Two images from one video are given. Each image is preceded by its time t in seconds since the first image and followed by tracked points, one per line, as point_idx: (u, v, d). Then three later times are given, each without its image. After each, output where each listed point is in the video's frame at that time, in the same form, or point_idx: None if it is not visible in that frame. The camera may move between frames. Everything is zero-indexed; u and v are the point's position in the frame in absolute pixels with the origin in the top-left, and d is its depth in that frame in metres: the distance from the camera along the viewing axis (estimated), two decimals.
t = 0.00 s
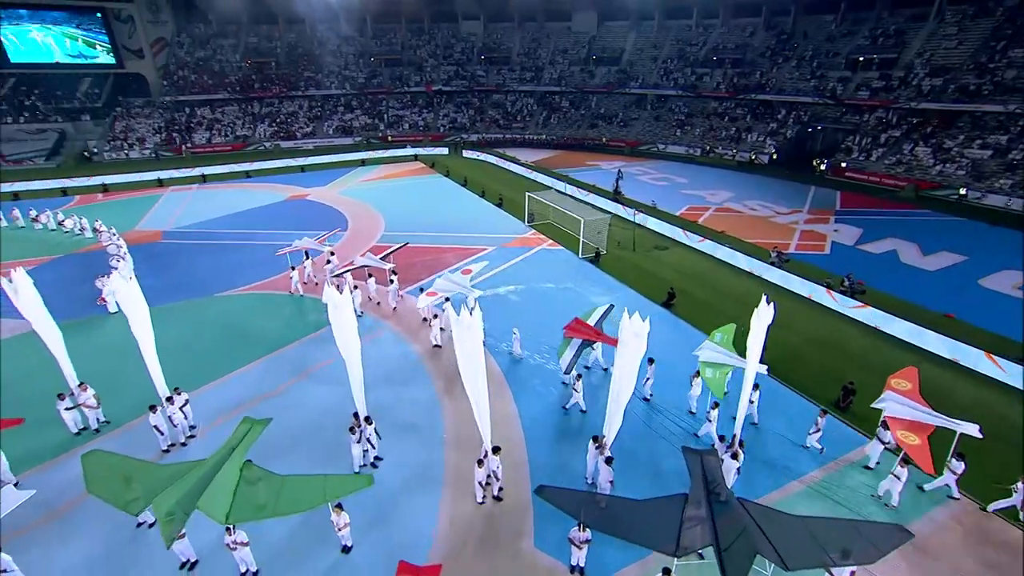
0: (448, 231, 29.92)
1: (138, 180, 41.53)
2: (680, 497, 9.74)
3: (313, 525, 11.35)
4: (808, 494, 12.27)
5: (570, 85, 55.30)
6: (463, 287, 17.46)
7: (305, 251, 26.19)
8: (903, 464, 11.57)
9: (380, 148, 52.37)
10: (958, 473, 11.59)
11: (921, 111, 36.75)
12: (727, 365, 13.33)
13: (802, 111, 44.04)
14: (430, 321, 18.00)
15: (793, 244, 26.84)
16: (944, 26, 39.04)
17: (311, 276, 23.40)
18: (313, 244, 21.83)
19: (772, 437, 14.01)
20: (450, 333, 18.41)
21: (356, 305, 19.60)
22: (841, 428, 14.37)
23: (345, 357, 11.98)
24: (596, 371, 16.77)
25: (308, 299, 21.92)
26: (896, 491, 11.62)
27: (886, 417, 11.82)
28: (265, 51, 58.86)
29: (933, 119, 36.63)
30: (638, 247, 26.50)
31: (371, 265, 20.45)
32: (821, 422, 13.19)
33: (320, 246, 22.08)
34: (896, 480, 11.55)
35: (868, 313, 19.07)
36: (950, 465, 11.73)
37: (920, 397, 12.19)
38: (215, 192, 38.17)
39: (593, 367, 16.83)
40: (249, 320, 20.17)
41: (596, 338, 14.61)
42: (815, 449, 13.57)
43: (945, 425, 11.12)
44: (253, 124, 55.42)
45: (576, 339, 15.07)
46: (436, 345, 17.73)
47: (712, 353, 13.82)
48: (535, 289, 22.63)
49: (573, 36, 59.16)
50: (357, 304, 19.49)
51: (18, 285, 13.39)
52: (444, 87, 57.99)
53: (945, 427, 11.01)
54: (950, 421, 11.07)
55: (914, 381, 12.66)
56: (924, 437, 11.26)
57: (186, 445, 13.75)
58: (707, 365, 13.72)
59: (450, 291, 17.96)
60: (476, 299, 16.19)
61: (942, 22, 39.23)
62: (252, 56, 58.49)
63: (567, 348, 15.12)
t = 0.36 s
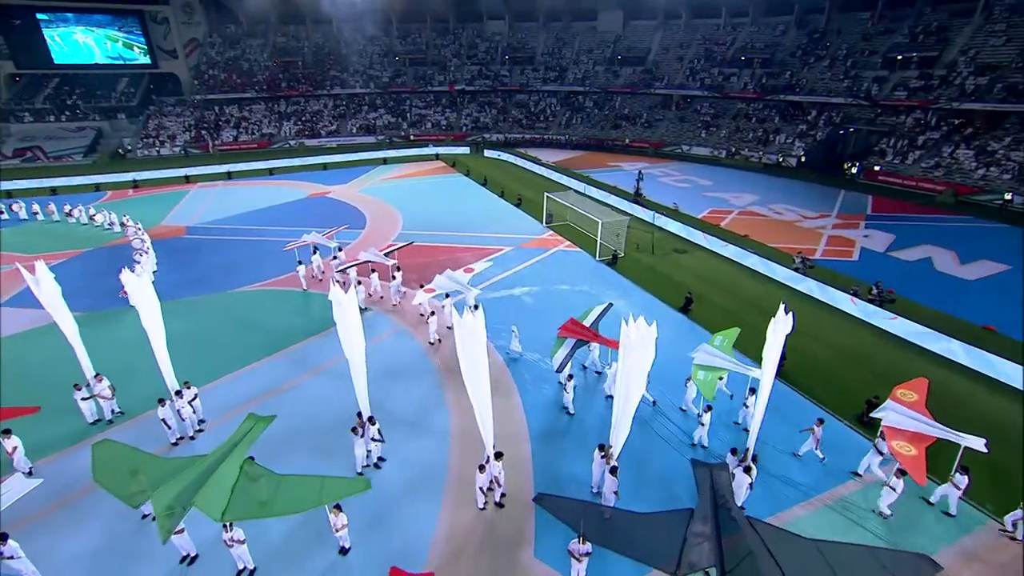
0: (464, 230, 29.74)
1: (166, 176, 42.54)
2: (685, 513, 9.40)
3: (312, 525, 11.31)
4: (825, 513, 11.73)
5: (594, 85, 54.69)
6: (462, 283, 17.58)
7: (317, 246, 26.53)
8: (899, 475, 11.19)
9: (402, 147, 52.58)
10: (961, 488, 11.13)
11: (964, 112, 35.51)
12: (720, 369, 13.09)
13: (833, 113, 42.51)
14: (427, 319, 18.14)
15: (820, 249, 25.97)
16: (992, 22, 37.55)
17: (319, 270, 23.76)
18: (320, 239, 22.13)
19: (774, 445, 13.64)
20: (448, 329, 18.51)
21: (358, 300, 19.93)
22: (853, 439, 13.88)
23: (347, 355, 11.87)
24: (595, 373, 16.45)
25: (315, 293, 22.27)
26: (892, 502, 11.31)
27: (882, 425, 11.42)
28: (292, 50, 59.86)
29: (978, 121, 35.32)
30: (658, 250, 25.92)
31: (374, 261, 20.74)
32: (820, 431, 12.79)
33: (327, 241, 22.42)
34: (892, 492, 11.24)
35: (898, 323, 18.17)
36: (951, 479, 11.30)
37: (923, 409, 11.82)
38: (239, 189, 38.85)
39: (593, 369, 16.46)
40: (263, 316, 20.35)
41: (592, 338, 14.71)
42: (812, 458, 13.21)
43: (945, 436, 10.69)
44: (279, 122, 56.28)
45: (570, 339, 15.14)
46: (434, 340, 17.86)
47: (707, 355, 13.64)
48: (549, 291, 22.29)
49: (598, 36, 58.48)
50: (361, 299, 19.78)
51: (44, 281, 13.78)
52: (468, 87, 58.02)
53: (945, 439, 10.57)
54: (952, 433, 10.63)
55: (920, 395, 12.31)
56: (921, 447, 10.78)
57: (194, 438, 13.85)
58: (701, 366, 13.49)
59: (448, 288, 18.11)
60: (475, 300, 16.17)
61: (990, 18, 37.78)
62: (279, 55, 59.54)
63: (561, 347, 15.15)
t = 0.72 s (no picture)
0: (481, 230, 29.53)
1: (194, 173, 43.49)
2: (692, 529, 9.00)
3: (312, 526, 11.23)
4: (843, 535, 11.16)
5: (618, 85, 54.01)
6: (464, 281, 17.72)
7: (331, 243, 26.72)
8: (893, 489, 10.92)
9: (424, 146, 52.68)
10: (962, 503, 10.81)
11: (1009, 114, 34.04)
12: (718, 373, 12.79)
13: (867, 114, 41.11)
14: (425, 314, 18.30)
15: (848, 256, 25.00)
16: None
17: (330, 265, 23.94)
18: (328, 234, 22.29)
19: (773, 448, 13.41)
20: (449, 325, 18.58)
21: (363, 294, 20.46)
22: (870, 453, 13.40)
23: (352, 354, 11.73)
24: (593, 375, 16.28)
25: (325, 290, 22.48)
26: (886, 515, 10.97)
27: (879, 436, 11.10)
28: (319, 50, 60.67)
29: None
30: (678, 254, 25.30)
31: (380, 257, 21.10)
32: (816, 440, 12.47)
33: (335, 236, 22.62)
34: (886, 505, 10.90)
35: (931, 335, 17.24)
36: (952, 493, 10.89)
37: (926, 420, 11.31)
38: (263, 186, 39.46)
39: (588, 370, 16.35)
40: (278, 313, 20.49)
41: (586, 338, 14.37)
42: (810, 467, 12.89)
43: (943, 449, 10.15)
44: (305, 120, 56.97)
45: (563, 338, 14.82)
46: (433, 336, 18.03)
47: (705, 359, 13.35)
48: (565, 293, 21.96)
49: (623, 35, 57.64)
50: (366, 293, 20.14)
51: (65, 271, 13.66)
52: (491, 86, 57.93)
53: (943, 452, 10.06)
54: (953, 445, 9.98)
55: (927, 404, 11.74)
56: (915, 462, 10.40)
57: (204, 433, 13.96)
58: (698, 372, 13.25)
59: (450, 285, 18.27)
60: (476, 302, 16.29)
61: None
62: (306, 54, 60.42)
63: (553, 346, 14.83)
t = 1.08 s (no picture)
0: (499, 231, 29.30)
1: (221, 170, 44.38)
2: (699, 549, 8.58)
3: (313, 526, 11.15)
4: (865, 562, 10.55)
5: (643, 86, 53.23)
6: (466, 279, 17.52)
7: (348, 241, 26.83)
8: (888, 499, 10.51)
9: (447, 145, 52.68)
10: (962, 521, 10.50)
11: None
12: (712, 375, 13.02)
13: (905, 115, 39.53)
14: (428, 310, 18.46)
15: (879, 264, 24.02)
16: None
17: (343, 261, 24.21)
18: (336, 229, 22.40)
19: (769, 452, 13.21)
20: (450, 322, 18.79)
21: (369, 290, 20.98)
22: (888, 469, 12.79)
23: (358, 357, 11.49)
24: (592, 376, 16.16)
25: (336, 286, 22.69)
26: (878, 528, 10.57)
27: (879, 444, 10.93)
28: (346, 49, 61.34)
29: None
30: (699, 258, 24.66)
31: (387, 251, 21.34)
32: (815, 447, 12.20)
33: (343, 232, 22.77)
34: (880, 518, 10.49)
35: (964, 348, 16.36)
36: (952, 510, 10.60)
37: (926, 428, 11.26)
38: (286, 183, 40.03)
39: (587, 370, 16.22)
40: (293, 310, 20.63)
41: (581, 338, 14.06)
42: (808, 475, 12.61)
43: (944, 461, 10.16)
44: (330, 119, 57.62)
45: (559, 337, 14.51)
46: (432, 333, 18.24)
47: (699, 361, 13.61)
48: (580, 296, 21.56)
49: (650, 35, 56.73)
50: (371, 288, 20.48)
51: (82, 263, 13.70)
52: (515, 86, 57.73)
53: (945, 464, 10.04)
54: (956, 458, 10.09)
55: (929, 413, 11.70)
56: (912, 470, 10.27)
57: (213, 428, 14.06)
58: (689, 373, 13.41)
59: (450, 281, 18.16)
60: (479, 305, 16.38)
61: None
62: (333, 54, 61.16)
63: (548, 345, 14.60)
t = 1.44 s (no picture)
0: (517, 231, 29.02)
1: (246, 166, 45.08)
2: (707, 571, 8.17)
3: (314, 527, 11.05)
4: None
5: (669, 86, 52.32)
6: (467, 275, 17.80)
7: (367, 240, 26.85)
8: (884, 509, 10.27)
9: (469, 144, 52.59)
10: (965, 536, 9.99)
11: None
12: (707, 377, 12.97)
13: (946, 116, 37.88)
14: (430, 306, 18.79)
15: (914, 272, 22.97)
16: None
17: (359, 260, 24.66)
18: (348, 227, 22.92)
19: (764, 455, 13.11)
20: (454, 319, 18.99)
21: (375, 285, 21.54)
22: (914, 491, 12.10)
23: (365, 358, 11.28)
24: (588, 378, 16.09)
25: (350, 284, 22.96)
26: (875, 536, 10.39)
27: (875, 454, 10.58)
28: (371, 48, 61.83)
29: None
30: (721, 263, 23.99)
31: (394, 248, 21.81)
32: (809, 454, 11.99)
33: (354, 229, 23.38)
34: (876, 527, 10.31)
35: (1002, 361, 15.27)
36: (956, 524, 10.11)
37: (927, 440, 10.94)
38: (308, 181, 40.47)
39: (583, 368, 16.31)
40: (308, 308, 20.69)
41: (573, 335, 14.20)
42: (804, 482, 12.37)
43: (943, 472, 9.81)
44: (354, 118, 58.14)
45: (552, 334, 14.69)
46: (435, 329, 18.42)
47: (693, 360, 13.70)
48: (596, 299, 21.08)
49: (677, 34, 55.68)
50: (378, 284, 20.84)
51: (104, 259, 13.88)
52: (539, 86, 57.36)
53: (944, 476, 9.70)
54: (957, 471, 9.68)
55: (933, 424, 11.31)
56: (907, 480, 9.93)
57: (223, 423, 14.11)
58: (684, 373, 13.35)
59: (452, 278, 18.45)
60: (482, 307, 16.33)
61: None
62: (359, 53, 61.69)
63: (541, 340, 14.89)
